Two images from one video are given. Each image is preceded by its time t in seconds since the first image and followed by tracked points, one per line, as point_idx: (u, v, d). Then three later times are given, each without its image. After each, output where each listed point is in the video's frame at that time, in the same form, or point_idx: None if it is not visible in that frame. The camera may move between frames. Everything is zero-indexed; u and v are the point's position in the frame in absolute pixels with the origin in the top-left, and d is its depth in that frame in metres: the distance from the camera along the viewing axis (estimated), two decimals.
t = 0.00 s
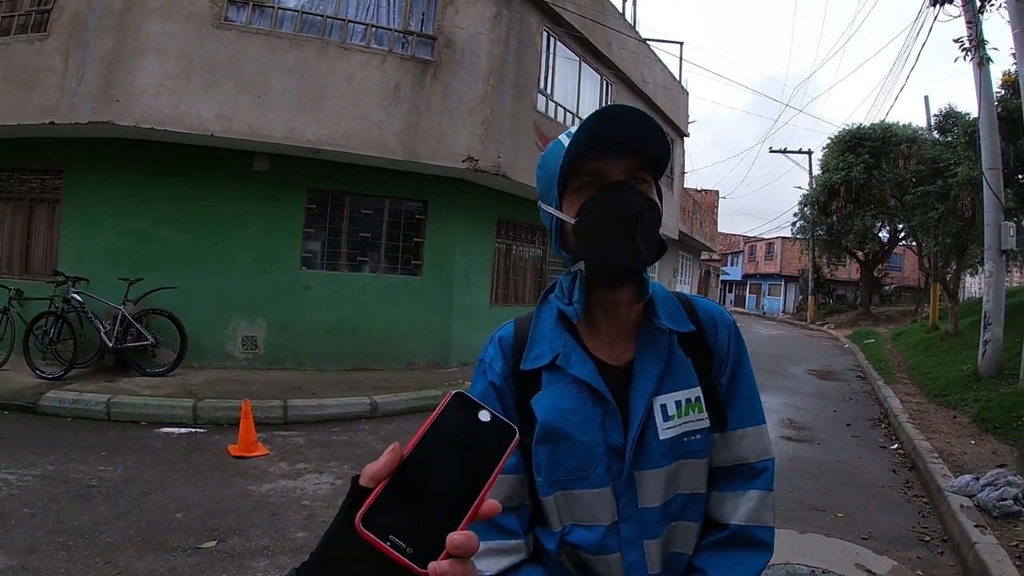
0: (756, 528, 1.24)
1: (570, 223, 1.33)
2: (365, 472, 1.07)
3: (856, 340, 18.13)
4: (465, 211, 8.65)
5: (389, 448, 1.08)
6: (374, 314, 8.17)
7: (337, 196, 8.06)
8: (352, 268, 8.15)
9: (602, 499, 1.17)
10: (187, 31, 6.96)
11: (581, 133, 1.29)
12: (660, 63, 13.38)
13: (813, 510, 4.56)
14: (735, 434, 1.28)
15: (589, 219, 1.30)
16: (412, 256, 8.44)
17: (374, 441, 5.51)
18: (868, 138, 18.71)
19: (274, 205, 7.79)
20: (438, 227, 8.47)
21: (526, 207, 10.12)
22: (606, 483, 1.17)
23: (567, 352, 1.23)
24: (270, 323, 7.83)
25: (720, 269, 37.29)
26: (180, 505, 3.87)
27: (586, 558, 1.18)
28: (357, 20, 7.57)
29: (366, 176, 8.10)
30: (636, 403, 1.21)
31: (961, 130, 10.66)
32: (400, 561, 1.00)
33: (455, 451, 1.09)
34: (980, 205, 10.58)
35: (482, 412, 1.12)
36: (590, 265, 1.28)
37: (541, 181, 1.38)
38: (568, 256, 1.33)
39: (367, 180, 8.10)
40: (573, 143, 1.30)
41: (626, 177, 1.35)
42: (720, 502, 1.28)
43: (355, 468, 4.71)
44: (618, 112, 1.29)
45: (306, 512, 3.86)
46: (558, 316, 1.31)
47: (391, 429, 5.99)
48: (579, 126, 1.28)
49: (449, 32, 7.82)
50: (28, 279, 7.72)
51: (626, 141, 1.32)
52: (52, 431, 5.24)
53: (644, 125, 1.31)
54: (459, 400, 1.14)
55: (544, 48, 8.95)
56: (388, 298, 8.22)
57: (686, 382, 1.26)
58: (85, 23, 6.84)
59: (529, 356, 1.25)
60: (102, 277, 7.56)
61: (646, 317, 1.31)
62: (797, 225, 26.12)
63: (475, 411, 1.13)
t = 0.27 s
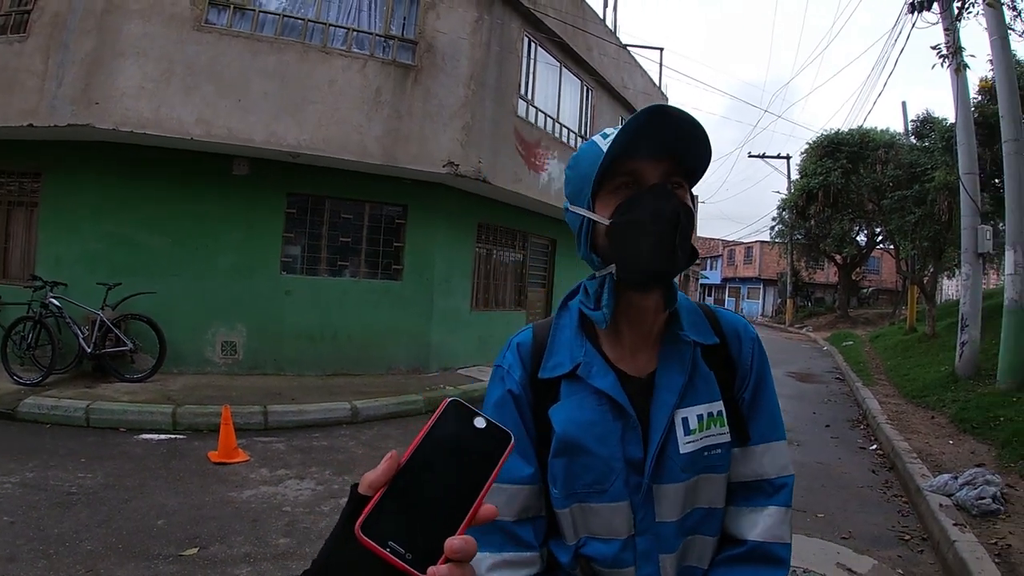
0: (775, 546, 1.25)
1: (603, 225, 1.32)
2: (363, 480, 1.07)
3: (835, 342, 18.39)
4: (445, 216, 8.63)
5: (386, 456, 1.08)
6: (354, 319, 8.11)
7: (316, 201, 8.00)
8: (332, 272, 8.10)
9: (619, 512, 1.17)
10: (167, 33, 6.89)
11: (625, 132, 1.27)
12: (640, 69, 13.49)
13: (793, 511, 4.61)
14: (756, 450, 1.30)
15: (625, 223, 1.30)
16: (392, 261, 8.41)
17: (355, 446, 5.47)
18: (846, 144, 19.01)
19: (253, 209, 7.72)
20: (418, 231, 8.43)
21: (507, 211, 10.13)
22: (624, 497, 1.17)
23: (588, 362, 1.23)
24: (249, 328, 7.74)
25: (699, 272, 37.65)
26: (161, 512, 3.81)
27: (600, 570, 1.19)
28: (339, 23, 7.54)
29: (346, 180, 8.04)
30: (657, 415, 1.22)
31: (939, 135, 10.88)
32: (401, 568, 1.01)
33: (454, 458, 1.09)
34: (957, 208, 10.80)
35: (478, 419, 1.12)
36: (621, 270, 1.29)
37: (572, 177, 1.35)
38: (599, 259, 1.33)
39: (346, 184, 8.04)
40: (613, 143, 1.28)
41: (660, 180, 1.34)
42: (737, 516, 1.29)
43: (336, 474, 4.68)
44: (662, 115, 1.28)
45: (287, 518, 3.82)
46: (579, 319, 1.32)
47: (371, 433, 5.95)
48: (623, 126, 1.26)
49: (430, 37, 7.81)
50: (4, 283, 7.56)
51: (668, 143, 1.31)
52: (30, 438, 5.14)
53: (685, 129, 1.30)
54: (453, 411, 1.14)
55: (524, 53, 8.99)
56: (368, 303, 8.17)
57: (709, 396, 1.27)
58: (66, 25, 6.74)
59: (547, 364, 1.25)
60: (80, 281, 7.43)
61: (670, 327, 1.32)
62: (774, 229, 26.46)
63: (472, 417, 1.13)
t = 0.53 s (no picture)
0: (754, 553, 1.27)
1: (596, 228, 1.32)
2: (353, 495, 1.07)
3: (812, 347, 18.65)
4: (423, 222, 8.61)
5: (376, 470, 1.09)
6: (332, 325, 8.05)
7: (295, 206, 7.94)
8: (310, 279, 8.03)
9: (598, 516, 1.18)
10: (145, 37, 6.81)
11: (623, 136, 1.27)
12: (618, 77, 13.63)
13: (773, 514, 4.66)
14: (738, 458, 1.31)
15: (617, 227, 1.30)
16: (371, 267, 8.37)
17: (334, 454, 5.43)
18: (822, 151, 19.35)
19: (232, 215, 7.65)
20: (397, 238, 8.41)
21: (486, 218, 10.15)
22: (604, 502, 1.18)
23: (573, 367, 1.24)
24: (226, 335, 7.65)
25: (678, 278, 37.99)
26: (139, 521, 3.74)
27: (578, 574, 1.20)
28: (319, 29, 7.52)
29: (322, 185, 7.99)
30: (640, 422, 1.22)
31: (914, 142, 11.13)
32: None
33: (446, 473, 1.09)
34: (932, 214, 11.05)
35: (467, 433, 1.13)
36: (611, 275, 1.30)
37: (567, 178, 1.36)
38: (590, 262, 1.33)
39: (322, 190, 7.99)
40: (610, 147, 1.28)
41: (655, 186, 1.35)
42: (717, 523, 1.31)
43: (315, 482, 4.63)
44: (660, 120, 1.28)
45: (267, 527, 3.77)
46: (566, 320, 1.34)
47: (350, 441, 5.91)
48: (621, 130, 1.26)
49: (410, 43, 7.82)
50: None
51: (666, 150, 1.31)
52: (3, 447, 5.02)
53: (682, 136, 1.31)
54: (443, 424, 1.14)
55: (504, 60, 9.04)
56: (346, 309, 8.12)
57: (693, 403, 1.28)
58: (43, 27, 6.63)
59: (533, 366, 1.26)
60: (56, 287, 7.30)
61: (657, 333, 1.33)
62: (752, 236, 26.81)
63: (461, 432, 1.13)
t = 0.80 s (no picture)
0: (702, 561, 1.29)
1: (558, 243, 1.32)
2: (355, 507, 1.07)
3: (798, 354, 18.81)
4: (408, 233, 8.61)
5: (379, 482, 1.09)
6: (318, 336, 8.00)
7: (280, 217, 7.91)
8: (295, 290, 7.99)
9: (552, 525, 1.19)
10: (131, 45, 6.78)
11: (587, 152, 1.28)
12: (603, 88, 13.75)
13: (761, 521, 4.68)
14: (691, 469, 1.33)
15: (579, 242, 1.30)
16: (356, 278, 8.34)
17: (320, 466, 5.39)
18: (805, 161, 19.61)
19: (217, 224, 7.60)
20: (383, 248, 8.40)
21: (472, 228, 10.16)
22: (557, 512, 1.19)
23: (530, 380, 1.26)
24: (210, 346, 7.58)
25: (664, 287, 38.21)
26: (125, 535, 3.68)
27: None
28: (305, 39, 7.53)
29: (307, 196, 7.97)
30: (596, 433, 1.23)
31: (897, 152, 11.32)
32: None
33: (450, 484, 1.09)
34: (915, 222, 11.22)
35: (469, 443, 1.13)
36: (574, 290, 1.28)
37: (531, 192, 1.35)
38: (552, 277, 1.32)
39: (305, 200, 7.95)
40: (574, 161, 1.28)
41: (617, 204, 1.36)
42: (670, 531, 1.33)
43: (302, 494, 4.59)
44: (623, 139, 1.30)
45: (253, 539, 3.73)
46: (526, 332, 1.35)
47: (336, 453, 5.86)
48: (586, 146, 1.27)
49: (396, 53, 7.85)
50: None
51: (628, 168, 1.33)
52: None
53: (644, 156, 1.33)
54: (443, 435, 1.15)
55: (491, 71, 9.09)
56: (333, 320, 8.08)
57: (649, 416, 1.29)
58: (28, 34, 6.57)
59: (491, 377, 1.28)
60: (39, 297, 7.19)
61: (616, 346, 1.34)
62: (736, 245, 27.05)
63: (463, 442, 1.14)
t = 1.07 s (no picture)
0: (677, 553, 1.30)
1: (522, 252, 1.31)
2: (346, 505, 1.07)
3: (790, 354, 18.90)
4: (402, 234, 8.60)
5: (369, 480, 1.09)
6: (312, 338, 7.99)
7: (272, 219, 7.88)
8: (289, 292, 7.97)
9: (529, 527, 1.19)
10: (123, 46, 6.75)
11: (550, 160, 1.26)
12: (595, 89, 13.78)
13: (756, 520, 4.70)
14: (664, 464, 1.34)
15: (543, 252, 1.29)
16: (350, 279, 8.32)
17: (315, 468, 5.37)
18: (797, 161, 19.71)
19: (209, 227, 7.56)
20: (376, 249, 8.39)
21: (465, 229, 10.16)
22: (533, 514, 1.19)
23: (501, 386, 1.25)
24: (203, 349, 7.54)
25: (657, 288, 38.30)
26: (119, 539, 3.65)
27: None
28: (298, 40, 7.52)
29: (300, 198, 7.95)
30: (568, 436, 1.24)
31: (888, 152, 11.40)
32: None
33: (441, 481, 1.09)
34: (906, 222, 11.29)
35: (459, 441, 1.13)
36: (540, 298, 1.29)
37: (494, 198, 1.34)
38: (517, 284, 1.32)
39: (298, 202, 7.94)
40: (537, 170, 1.27)
41: (582, 209, 1.35)
42: (644, 523, 1.33)
43: (297, 497, 4.58)
44: (587, 146, 1.28)
45: (249, 543, 3.72)
46: (495, 337, 1.34)
47: (330, 455, 5.85)
48: (548, 156, 1.25)
49: (389, 55, 7.85)
50: None
51: (593, 174, 1.31)
52: None
53: (608, 161, 1.31)
54: (435, 433, 1.15)
55: (484, 72, 9.10)
56: (327, 322, 8.07)
57: (620, 417, 1.30)
58: (20, 36, 6.51)
59: (461, 383, 1.27)
60: (30, 300, 7.13)
61: (586, 348, 1.34)
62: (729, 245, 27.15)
63: (453, 440, 1.13)
